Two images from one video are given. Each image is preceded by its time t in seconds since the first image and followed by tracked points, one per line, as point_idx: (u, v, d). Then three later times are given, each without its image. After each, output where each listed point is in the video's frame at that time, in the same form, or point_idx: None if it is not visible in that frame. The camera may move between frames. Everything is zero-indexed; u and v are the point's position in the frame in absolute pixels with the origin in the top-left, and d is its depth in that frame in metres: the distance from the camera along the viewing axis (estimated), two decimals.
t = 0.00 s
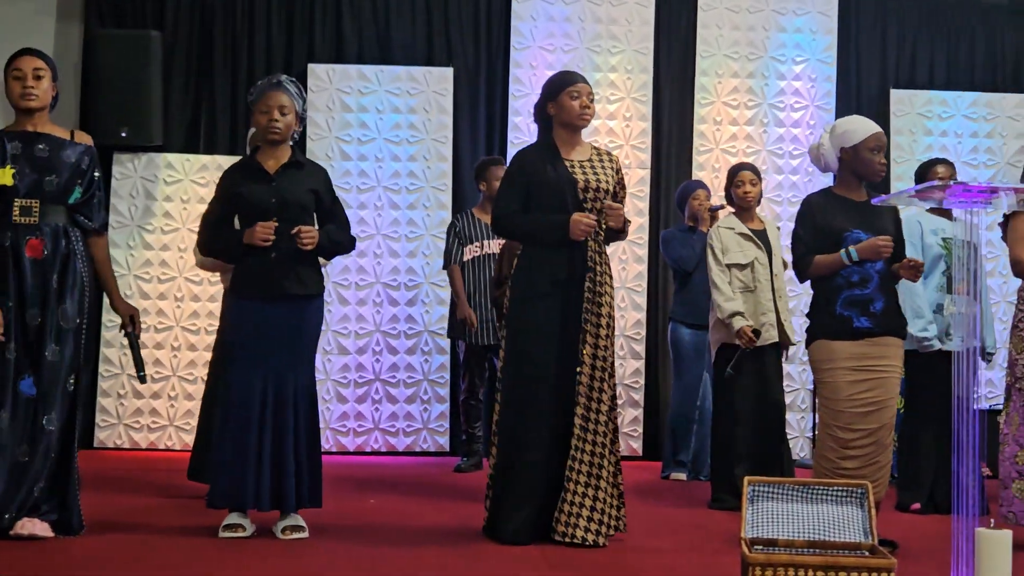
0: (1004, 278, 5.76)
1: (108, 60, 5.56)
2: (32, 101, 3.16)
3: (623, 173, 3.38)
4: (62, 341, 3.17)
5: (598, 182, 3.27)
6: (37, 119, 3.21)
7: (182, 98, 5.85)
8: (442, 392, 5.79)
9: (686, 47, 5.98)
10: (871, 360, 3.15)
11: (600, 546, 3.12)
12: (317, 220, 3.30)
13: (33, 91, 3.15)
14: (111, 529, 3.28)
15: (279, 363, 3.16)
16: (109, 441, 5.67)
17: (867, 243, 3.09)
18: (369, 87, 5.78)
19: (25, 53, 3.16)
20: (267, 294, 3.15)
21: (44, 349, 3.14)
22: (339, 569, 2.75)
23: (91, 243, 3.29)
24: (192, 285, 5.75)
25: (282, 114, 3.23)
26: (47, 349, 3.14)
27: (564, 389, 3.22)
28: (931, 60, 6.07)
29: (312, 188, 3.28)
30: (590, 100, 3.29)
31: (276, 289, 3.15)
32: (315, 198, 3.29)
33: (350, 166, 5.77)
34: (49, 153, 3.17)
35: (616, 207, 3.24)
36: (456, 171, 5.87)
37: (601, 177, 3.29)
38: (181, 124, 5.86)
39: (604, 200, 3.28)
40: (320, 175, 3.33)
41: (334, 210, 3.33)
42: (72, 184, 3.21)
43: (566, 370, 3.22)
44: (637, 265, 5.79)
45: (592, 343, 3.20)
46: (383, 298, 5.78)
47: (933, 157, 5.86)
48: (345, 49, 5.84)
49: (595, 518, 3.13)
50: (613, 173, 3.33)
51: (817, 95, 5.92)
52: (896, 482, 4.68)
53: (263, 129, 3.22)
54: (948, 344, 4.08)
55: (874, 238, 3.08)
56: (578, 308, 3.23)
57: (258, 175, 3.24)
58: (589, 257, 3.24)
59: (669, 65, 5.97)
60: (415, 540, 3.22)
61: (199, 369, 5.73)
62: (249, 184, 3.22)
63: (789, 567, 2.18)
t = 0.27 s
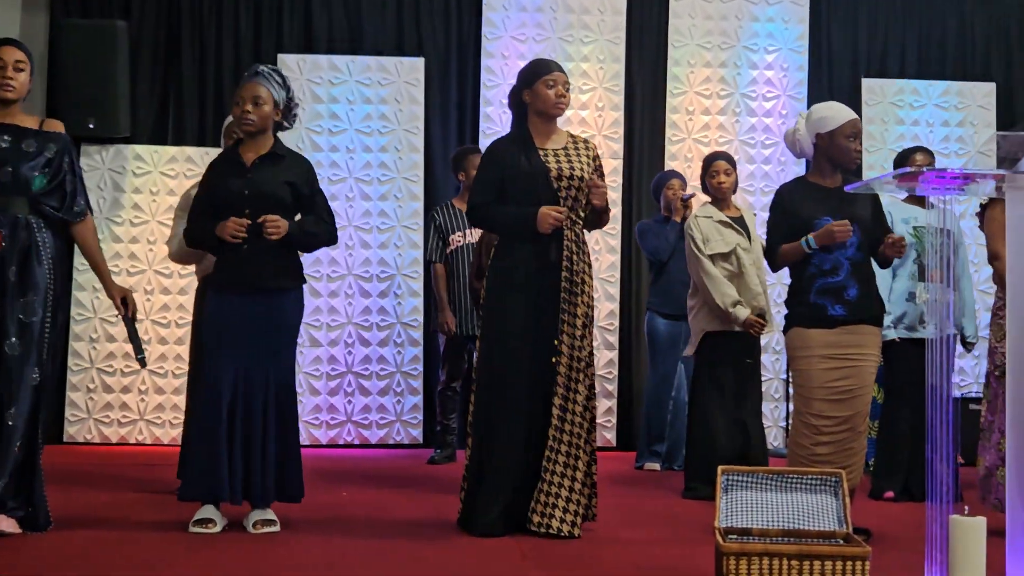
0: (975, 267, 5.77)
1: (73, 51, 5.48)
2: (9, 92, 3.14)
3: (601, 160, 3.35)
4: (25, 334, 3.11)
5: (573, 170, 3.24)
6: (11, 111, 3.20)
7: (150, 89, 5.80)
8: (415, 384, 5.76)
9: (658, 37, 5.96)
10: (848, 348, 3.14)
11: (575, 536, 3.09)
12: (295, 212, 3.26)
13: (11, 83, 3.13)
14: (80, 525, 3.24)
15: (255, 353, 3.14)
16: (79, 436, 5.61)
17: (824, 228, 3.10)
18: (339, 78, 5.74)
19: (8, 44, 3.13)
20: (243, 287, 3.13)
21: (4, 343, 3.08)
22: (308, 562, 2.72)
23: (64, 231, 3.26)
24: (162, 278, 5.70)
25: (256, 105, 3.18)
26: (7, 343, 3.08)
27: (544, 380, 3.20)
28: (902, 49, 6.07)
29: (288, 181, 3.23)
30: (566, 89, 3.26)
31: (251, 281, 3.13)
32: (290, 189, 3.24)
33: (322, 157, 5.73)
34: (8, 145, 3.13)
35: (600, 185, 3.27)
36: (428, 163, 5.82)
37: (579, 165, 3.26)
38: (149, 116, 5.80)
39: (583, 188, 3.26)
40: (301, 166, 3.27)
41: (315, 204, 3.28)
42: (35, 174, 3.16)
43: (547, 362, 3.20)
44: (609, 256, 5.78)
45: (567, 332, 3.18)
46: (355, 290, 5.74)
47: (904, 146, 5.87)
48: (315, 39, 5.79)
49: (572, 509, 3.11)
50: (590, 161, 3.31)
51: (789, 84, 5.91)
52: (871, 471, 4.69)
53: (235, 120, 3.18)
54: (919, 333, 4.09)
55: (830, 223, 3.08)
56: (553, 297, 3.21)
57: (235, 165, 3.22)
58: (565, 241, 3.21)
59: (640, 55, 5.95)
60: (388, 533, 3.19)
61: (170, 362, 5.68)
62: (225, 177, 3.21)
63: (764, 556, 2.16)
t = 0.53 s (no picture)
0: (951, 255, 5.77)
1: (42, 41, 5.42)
2: None
3: (581, 146, 3.31)
4: None
5: (545, 157, 3.21)
6: None
7: (120, 77, 5.72)
8: (390, 375, 5.72)
9: (632, 25, 5.93)
10: (822, 336, 3.12)
11: (550, 527, 3.07)
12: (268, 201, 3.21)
13: None
14: (50, 518, 3.20)
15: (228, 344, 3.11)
16: (50, 429, 5.56)
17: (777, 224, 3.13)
18: (311, 67, 5.69)
19: None
20: (215, 282, 3.10)
21: None
22: (279, 555, 2.68)
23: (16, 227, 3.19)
24: (134, 270, 5.63)
25: (229, 93, 3.13)
26: None
27: (520, 371, 3.17)
28: (877, 37, 6.06)
29: (263, 171, 3.19)
30: (543, 77, 3.22)
31: (221, 275, 3.10)
32: (264, 179, 3.19)
33: (295, 147, 5.68)
34: None
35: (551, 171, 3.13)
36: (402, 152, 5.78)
37: (551, 153, 3.23)
38: (119, 106, 5.72)
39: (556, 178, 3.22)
40: (279, 154, 3.23)
41: (285, 192, 3.21)
42: None
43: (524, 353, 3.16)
44: (585, 246, 5.75)
45: (541, 321, 3.15)
46: (329, 281, 5.70)
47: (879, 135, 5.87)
48: (287, 27, 5.73)
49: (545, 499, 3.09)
50: (567, 145, 3.27)
51: (764, 73, 5.90)
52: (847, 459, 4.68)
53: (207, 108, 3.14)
54: (893, 322, 4.07)
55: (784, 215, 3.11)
56: (528, 287, 3.18)
57: (208, 154, 3.19)
58: (538, 229, 3.17)
59: (616, 44, 5.91)
60: (362, 525, 3.16)
61: (142, 354, 5.63)
62: (198, 169, 3.17)
63: (741, 545, 2.13)
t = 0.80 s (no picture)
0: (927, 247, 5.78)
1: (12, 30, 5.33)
2: None
3: (556, 133, 3.28)
4: None
5: (514, 146, 3.17)
6: None
7: (92, 65, 5.66)
8: (365, 366, 5.70)
9: (609, 16, 5.91)
10: (794, 327, 3.13)
11: (526, 519, 3.06)
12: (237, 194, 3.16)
13: None
14: (20, 511, 3.16)
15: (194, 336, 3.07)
16: (21, 421, 5.52)
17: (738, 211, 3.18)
18: (286, 56, 5.64)
19: None
20: (181, 272, 3.08)
21: None
22: (247, 547, 2.65)
23: None
24: (107, 261, 5.58)
25: (200, 80, 3.09)
26: None
27: (492, 361, 3.14)
28: (853, 29, 6.06)
29: (231, 160, 3.15)
30: (520, 66, 3.19)
31: (187, 265, 3.07)
32: (232, 169, 3.16)
33: (269, 137, 5.63)
34: None
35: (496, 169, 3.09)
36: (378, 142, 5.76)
37: (522, 141, 3.19)
38: (92, 96, 5.66)
39: (524, 164, 3.18)
40: (249, 142, 3.19)
41: (254, 182, 3.17)
42: None
43: (495, 343, 3.14)
44: (562, 237, 5.74)
45: (514, 312, 3.14)
46: (304, 272, 5.66)
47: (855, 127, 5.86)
48: (261, 17, 5.69)
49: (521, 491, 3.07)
50: (540, 133, 3.24)
51: (741, 64, 5.89)
52: (824, 450, 4.68)
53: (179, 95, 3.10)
54: (863, 312, 4.09)
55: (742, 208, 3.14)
56: (502, 277, 3.16)
57: (178, 142, 3.15)
58: (509, 220, 3.16)
59: (593, 34, 5.89)
60: (336, 516, 3.14)
61: (115, 347, 5.58)
62: (167, 159, 3.15)
63: (718, 534, 2.06)
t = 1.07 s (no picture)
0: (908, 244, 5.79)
1: None
2: None
3: (535, 127, 3.27)
4: None
5: (490, 140, 3.16)
6: None
7: (71, 58, 5.62)
8: (347, 362, 5.68)
9: (591, 11, 5.89)
10: (767, 322, 3.12)
11: (507, 514, 3.05)
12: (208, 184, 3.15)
13: None
14: None
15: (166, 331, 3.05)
16: None
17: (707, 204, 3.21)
18: (267, 51, 5.62)
19: None
20: (155, 265, 3.05)
21: None
22: (225, 544, 2.63)
23: None
24: (86, 256, 5.55)
25: (181, 73, 3.07)
26: None
27: (466, 356, 3.13)
28: (834, 25, 6.06)
29: (204, 152, 3.14)
30: (500, 60, 3.17)
31: (162, 258, 3.04)
32: (204, 162, 3.14)
33: (250, 132, 5.60)
34: None
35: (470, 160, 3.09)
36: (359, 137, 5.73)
37: (499, 136, 3.18)
38: (71, 89, 5.63)
39: (500, 159, 3.17)
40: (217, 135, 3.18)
41: (225, 174, 3.16)
42: None
43: (468, 338, 3.12)
44: (543, 233, 5.73)
45: (487, 306, 3.13)
46: (285, 267, 5.63)
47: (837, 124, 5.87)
48: (241, 11, 5.66)
49: (500, 487, 3.07)
50: (518, 128, 3.22)
51: (723, 60, 5.88)
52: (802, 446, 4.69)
53: (160, 88, 3.08)
54: (838, 306, 4.08)
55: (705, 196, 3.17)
56: (473, 271, 3.14)
57: (151, 136, 3.13)
58: (482, 215, 3.15)
59: (575, 30, 5.88)
60: (316, 512, 3.13)
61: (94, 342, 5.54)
62: (135, 152, 3.12)
63: (701, 530, 2.00)
